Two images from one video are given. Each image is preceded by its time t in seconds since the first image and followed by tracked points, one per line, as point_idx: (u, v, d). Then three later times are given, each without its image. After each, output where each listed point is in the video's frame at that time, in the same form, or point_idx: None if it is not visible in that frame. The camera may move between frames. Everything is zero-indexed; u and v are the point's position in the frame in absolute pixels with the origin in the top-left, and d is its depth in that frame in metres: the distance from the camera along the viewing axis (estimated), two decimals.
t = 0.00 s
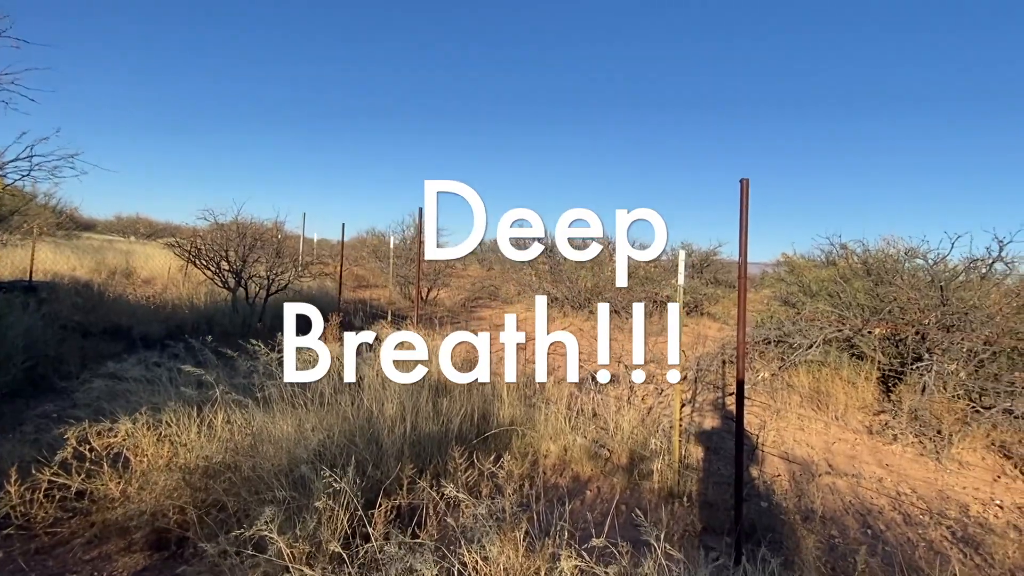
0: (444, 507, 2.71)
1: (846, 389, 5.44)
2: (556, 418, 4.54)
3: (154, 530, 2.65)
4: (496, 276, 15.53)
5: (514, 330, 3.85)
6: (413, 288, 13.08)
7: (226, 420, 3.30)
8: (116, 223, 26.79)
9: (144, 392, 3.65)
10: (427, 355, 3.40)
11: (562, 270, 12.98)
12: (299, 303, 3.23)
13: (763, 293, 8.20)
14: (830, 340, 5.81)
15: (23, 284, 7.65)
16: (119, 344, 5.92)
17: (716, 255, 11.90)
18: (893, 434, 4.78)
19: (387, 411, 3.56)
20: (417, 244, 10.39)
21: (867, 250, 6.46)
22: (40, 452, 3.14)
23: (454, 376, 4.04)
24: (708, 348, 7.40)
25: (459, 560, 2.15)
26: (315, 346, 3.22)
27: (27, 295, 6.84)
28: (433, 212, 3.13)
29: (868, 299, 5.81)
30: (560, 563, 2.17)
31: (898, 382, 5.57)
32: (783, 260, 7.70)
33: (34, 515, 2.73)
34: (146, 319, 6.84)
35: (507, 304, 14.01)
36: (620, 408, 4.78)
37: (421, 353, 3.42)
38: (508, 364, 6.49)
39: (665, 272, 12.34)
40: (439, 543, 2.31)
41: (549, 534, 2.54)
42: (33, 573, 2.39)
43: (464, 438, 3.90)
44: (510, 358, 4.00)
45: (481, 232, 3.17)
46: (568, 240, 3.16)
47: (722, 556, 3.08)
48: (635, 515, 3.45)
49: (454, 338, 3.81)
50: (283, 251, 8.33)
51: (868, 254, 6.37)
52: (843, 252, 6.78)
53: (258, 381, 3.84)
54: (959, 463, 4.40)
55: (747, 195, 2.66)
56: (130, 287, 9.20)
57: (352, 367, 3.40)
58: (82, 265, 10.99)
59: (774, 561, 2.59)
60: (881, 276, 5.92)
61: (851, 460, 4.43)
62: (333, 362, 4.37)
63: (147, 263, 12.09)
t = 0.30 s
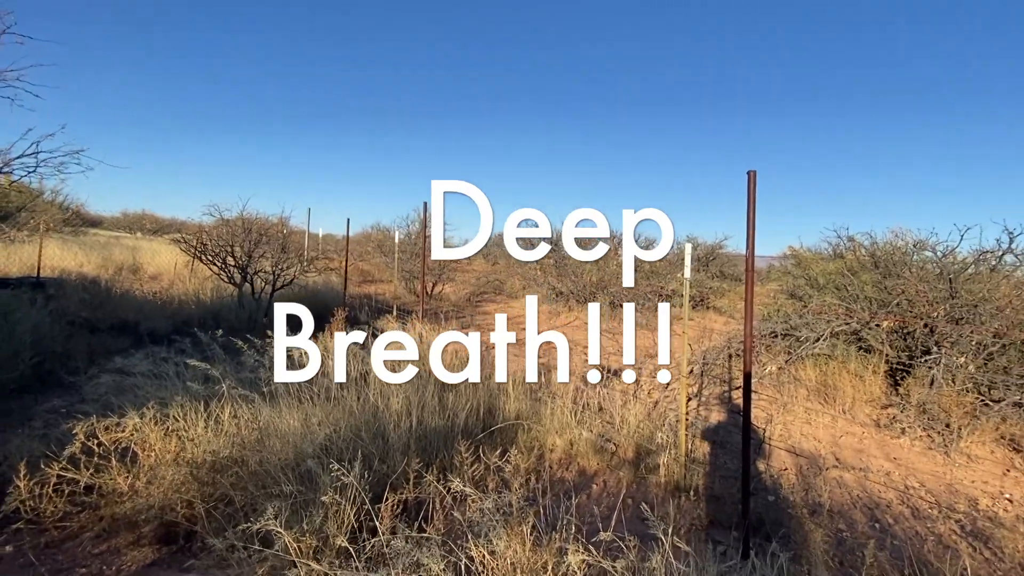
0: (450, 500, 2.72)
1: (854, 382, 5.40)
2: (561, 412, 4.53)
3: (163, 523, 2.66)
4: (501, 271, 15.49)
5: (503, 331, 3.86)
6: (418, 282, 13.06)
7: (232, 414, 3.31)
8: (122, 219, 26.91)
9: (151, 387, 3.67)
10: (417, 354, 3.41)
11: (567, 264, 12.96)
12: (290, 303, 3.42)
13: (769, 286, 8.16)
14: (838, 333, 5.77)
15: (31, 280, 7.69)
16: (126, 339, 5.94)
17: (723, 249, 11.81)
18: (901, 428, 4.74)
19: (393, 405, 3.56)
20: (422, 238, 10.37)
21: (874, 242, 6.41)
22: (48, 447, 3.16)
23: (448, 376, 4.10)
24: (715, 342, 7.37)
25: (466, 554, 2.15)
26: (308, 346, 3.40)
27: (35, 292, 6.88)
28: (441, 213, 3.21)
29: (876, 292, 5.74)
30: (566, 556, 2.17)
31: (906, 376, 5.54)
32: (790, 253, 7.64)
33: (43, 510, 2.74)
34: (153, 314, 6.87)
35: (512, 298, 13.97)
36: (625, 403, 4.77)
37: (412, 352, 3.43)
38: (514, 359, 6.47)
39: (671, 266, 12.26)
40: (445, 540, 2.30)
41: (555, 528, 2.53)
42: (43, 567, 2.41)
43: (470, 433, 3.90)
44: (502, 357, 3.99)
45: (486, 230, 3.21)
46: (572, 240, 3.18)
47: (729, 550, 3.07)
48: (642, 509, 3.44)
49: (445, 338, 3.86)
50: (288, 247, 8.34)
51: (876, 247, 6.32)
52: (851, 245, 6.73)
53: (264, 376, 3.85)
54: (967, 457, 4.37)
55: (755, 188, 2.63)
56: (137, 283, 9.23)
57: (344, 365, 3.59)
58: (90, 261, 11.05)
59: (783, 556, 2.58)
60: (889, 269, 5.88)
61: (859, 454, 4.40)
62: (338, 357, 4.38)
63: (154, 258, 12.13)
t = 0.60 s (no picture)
0: (468, 494, 2.73)
1: (875, 377, 5.32)
2: (578, 406, 4.52)
3: (187, 515, 2.71)
4: (516, 265, 15.47)
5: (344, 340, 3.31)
6: (434, 277, 13.11)
7: (253, 408, 3.36)
8: (144, 217, 27.35)
9: (175, 381, 3.73)
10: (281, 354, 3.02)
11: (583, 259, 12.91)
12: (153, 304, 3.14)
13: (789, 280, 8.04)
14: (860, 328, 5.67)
15: (58, 277, 7.85)
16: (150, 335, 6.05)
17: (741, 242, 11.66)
18: (925, 423, 4.66)
19: (410, 399, 3.58)
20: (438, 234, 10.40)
21: (898, 235, 6.29)
22: (75, 440, 3.23)
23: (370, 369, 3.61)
24: (733, 337, 7.29)
25: (485, 547, 2.15)
26: (172, 345, 3.05)
27: (61, 288, 7.02)
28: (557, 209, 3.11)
29: (899, 285, 5.64)
30: (585, 550, 2.16)
31: (930, 370, 5.43)
32: (811, 246, 7.52)
33: (71, 501, 2.80)
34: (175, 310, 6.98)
35: (528, 293, 13.96)
36: (643, 397, 4.74)
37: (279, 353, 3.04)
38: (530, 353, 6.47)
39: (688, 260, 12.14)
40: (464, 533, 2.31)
41: (573, 523, 2.53)
42: (72, 557, 2.46)
43: (487, 428, 3.91)
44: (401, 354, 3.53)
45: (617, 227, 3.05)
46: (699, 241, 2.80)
47: (749, 546, 3.05)
48: (661, 505, 3.42)
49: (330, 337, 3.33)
50: (306, 243, 8.41)
51: (900, 239, 6.20)
52: (874, 237, 6.60)
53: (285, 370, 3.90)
54: (994, 453, 4.28)
55: (776, 179, 2.58)
56: (159, 279, 9.39)
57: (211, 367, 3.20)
58: (112, 258, 11.24)
59: (805, 552, 2.54)
60: (913, 262, 5.77)
61: (882, 449, 4.33)
62: (356, 351, 4.41)
63: (175, 255, 12.32)
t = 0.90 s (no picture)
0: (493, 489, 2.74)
1: (908, 373, 5.19)
2: (603, 402, 4.50)
3: (219, 507, 2.77)
4: (539, 261, 15.44)
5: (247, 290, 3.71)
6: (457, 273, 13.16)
7: (283, 401, 3.42)
8: (174, 216, 27.97)
9: (206, 376, 3.81)
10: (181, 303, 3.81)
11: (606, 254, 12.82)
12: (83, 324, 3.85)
13: (818, 274, 7.88)
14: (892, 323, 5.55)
15: (94, 275, 8.08)
16: (182, 331, 6.21)
17: (768, 236, 11.45)
18: (960, 421, 4.53)
19: (435, 394, 3.60)
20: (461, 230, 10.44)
21: (932, 226, 6.10)
22: (112, 433, 3.34)
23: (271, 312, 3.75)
24: (760, 332, 7.18)
25: (511, 542, 2.15)
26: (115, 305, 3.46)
27: (97, 286, 7.24)
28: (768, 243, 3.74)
29: (932, 278, 5.47)
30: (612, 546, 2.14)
31: (965, 366, 5.28)
32: (840, 240, 7.34)
33: (108, 492, 2.89)
34: (205, 306, 7.13)
35: (550, 288, 13.92)
36: (668, 394, 4.70)
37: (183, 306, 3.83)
38: (553, 349, 6.46)
39: (713, 254, 11.96)
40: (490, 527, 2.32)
41: (599, 519, 2.52)
42: (110, 546, 2.54)
43: (511, 423, 3.92)
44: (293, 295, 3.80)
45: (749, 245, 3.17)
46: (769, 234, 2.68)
47: (777, 544, 3.00)
48: (687, 502, 3.39)
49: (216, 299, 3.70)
50: (332, 240, 8.51)
51: (934, 232, 6.02)
52: (906, 230, 6.43)
53: (312, 364, 3.96)
54: None
55: (806, 170, 2.53)
56: (190, 276, 9.60)
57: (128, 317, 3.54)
58: (146, 256, 11.55)
59: (837, 551, 2.49)
60: (947, 255, 5.60)
61: (914, 447, 4.23)
62: (382, 347, 4.46)
63: (204, 253, 12.60)
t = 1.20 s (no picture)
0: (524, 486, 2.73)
1: (953, 371, 5.00)
2: (634, 399, 4.44)
3: (256, 500, 2.83)
4: (567, 256, 15.37)
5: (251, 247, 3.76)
6: (486, 270, 13.19)
7: (316, 396, 3.47)
8: (211, 215, 28.73)
9: (243, 371, 3.89)
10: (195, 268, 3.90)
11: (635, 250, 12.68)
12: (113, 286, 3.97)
13: (856, 269, 7.64)
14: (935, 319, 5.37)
15: (136, 273, 8.34)
16: (219, 327, 6.36)
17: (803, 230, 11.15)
18: (1009, 421, 4.33)
19: (466, 391, 3.61)
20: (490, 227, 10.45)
21: (978, 218, 5.85)
22: (153, 427, 3.43)
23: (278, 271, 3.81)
24: (796, 328, 7.00)
25: (543, 539, 2.14)
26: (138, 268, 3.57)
27: (139, 283, 7.48)
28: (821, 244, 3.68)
29: (979, 272, 5.25)
30: (647, 546, 2.11)
31: (1014, 364, 5.06)
32: (880, 233, 7.11)
33: (150, 484, 2.98)
34: (241, 303, 7.30)
35: (579, 285, 13.84)
36: (701, 391, 4.62)
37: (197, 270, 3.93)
38: (583, 345, 6.42)
39: (745, 249, 11.71)
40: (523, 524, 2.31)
41: (632, 517, 2.48)
42: (152, 537, 2.61)
43: (542, 420, 3.90)
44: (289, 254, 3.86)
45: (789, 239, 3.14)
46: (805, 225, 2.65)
47: (816, 546, 2.92)
48: (722, 502, 3.32)
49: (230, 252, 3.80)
50: (363, 238, 8.61)
51: (981, 224, 5.77)
52: (951, 222, 6.18)
53: (346, 360, 4.01)
54: None
55: (847, 161, 2.44)
56: (227, 274, 9.84)
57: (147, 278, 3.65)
58: (184, 254, 11.88)
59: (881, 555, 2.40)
60: (994, 247, 5.36)
61: (960, 448, 4.06)
62: (412, 343, 4.49)
63: (240, 251, 12.89)
